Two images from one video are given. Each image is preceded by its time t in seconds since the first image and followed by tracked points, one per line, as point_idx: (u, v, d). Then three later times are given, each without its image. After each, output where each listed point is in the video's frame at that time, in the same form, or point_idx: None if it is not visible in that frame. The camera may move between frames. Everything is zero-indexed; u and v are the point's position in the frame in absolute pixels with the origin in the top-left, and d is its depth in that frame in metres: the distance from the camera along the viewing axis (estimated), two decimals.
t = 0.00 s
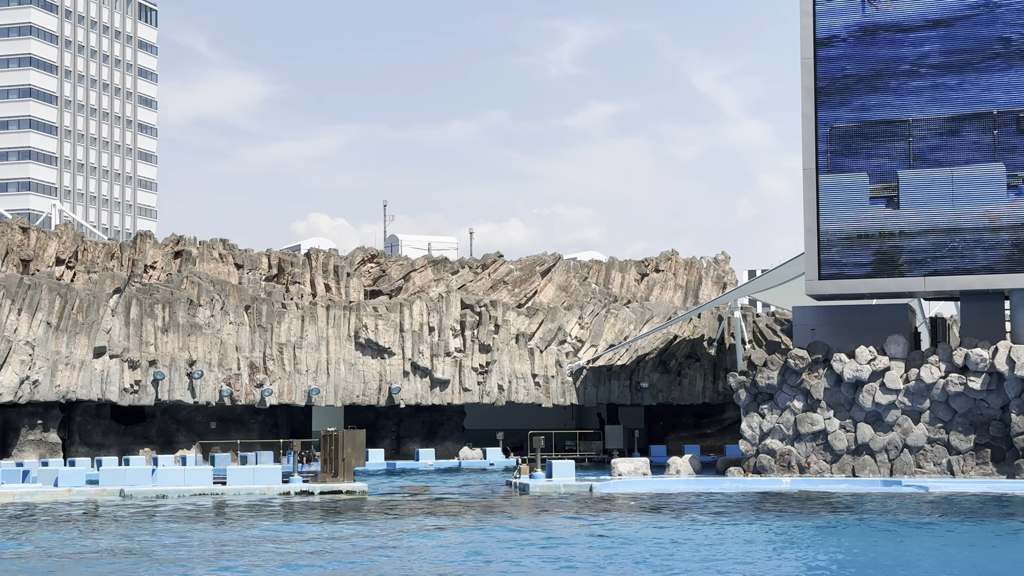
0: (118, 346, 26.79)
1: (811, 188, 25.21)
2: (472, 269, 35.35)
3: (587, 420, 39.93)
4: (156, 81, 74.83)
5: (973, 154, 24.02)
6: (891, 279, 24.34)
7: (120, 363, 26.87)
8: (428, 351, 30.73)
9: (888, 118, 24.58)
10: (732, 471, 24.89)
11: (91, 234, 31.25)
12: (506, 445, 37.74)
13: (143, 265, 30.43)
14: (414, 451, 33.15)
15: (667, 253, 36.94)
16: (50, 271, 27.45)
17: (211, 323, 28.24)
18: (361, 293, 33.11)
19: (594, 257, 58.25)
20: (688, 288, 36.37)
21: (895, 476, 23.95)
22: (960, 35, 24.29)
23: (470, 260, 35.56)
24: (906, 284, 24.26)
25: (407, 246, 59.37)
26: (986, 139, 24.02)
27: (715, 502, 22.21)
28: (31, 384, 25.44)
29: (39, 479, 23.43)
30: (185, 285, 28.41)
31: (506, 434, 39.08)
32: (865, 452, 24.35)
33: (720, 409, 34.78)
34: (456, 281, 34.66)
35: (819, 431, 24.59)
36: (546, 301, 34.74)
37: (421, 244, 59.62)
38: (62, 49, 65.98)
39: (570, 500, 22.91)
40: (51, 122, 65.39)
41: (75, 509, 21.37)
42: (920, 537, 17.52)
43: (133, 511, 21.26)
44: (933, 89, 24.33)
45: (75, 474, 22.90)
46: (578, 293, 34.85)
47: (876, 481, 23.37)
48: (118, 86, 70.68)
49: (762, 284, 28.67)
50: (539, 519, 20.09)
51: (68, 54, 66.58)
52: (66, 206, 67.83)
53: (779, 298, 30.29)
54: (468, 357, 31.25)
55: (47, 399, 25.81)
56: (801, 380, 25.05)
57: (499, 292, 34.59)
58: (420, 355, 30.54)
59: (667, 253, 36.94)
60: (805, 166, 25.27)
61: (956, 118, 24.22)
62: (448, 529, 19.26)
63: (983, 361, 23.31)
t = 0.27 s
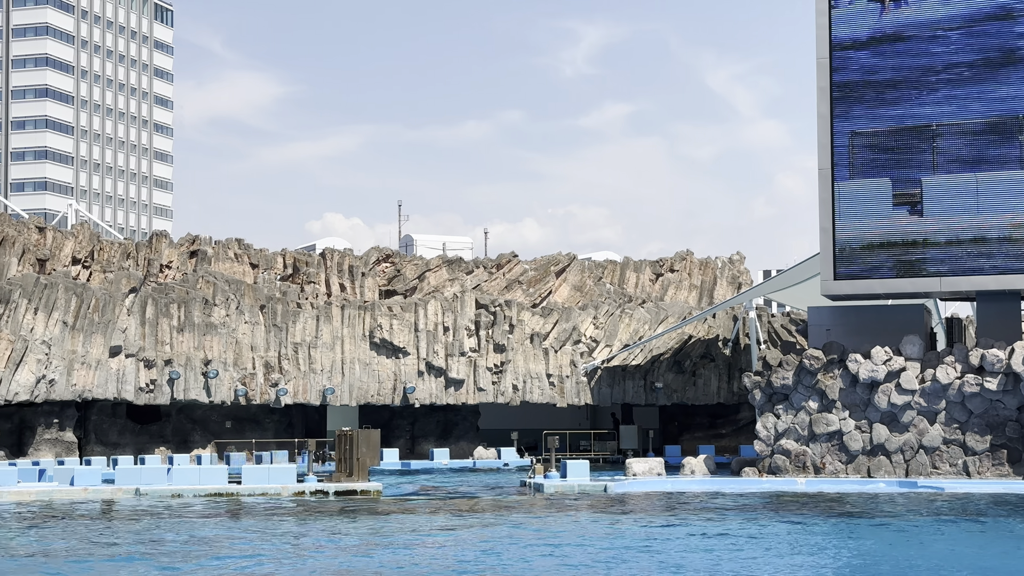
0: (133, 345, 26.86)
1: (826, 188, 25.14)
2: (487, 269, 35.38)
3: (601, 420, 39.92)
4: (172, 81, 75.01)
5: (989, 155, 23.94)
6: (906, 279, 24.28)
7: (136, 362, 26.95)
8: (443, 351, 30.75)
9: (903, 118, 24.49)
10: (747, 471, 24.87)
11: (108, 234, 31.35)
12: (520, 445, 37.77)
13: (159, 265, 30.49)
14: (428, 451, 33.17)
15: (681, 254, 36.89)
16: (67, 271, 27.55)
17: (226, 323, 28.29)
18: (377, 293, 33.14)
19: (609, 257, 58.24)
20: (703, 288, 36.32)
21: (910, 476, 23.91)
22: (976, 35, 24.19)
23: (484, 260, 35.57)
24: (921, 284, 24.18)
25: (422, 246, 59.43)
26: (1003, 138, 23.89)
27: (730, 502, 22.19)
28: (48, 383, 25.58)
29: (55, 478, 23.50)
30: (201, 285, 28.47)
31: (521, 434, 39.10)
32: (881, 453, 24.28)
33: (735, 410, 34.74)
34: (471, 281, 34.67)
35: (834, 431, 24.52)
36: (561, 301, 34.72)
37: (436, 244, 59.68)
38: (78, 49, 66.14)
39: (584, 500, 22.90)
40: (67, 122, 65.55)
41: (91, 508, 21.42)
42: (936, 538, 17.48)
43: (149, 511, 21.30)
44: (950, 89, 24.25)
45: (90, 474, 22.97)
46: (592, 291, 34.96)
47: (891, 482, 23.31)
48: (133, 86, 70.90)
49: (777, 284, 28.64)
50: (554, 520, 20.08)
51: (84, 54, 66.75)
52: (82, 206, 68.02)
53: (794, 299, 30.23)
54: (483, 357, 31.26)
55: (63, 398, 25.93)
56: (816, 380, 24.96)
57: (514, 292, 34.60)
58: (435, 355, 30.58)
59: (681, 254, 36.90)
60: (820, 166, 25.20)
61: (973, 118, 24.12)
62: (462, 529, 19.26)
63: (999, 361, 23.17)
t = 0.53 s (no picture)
0: (148, 344, 26.95)
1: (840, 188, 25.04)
2: (500, 269, 35.37)
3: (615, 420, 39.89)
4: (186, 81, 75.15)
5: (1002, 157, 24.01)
6: (920, 278, 24.14)
7: (150, 362, 27.07)
8: (456, 350, 30.77)
9: (918, 118, 24.38)
10: (760, 472, 24.83)
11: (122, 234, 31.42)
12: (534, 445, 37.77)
13: (173, 264, 30.55)
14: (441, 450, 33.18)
15: (695, 253, 36.83)
16: (81, 270, 27.62)
17: (240, 322, 28.34)
18: (390, 293, 33.15)
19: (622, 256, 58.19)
20: (717, 288, 36.26)
21: (925, 477, 23.82)
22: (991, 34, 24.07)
23: (498, 260, 35.56)
24: (936, 284, 24.07)
25: (436, 246, 59.49)
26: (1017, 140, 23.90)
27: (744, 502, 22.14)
28: (62, 382, 25.64)
29: (69, 478, 23.55)
30: (215, 284, 28.52)
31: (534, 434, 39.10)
32: (895, 453, 24.19)
33: (749, 410, 34.68)
34: (484, 281, 34.68)
35: (849, 432, 24.47)
36: (575, 301, 34.82)
37: (450, 243, 59.71)
38: (93, 49, 66.31)
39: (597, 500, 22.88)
40: (82, 122, 65.72)
41: (105, 507, 21.45)
42: (949, 540, 17.41)
43: (162, 510, 21.32)
44: (964, 90, 24.17)
45: (104, 473, 23.02)
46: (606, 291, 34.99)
47: (905, 483, 23.21)
48: (148, 86, 71.06)
49: (791, 284, 28.57)
50: (566, 520, 20.04)
51: (99, 54, 66.92)
52: (97, 206, 68.19)
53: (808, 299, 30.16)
54: (496, 357, 31.25)
55: (78, 398, 26.01)
56: (830, 381, 24.89)
57: (527, 292, 34.59)
58: (448, 355, 30.63)
59: (695, 253, 36.84)
60: (834, 166, 25.10)
61: (987, 118, 24.04)
62: (474, 529, 19.23)
63: (1014, 361, 23.10)
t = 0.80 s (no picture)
0: (161, 343, 27.04)
1: (854, 188, 24.99)
2: (513, 268, 35.41)
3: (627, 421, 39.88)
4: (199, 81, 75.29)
5: (1018, 156, 23.88)
6: (933, 279, 24.09)
7: (163, 362, 27.13)
8: (468, 350, 30.80)
9: (932, 118, 24.33)
10: (773, 472, 24.82)
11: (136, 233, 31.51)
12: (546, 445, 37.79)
13: (186, 264, 30.62)
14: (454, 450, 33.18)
15: (707, 254, 36.81)
16: (95, 270, 27.69)
17: (253, 322, 28.40)
18: (402, 293, 33.19)
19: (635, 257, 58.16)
20: (729, 288, 36.22)
21: (938, 478, 23.82)
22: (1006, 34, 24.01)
23: (511, 260, 35.60)
24: (950, 284, 24.02)
25: (448, 246, 59.57)
26: None
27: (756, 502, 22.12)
28: (76, 382, 25.69)
29: (83, 476, 23.65)
30: (228, 284, 28.59)
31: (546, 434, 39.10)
32: (908, 454, 24.15)
33: (761, 410, 34.64)
34: (497, 281, 34.70)
35: (862, 432, 24.43)
36: (587, 301, 34.77)
37: (462, 244, 59.75)
38: (107, 49, 66.48)
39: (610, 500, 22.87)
40: (96, 122, 65.87)
41: (119, 506, 21.52)
42: (963, 540, 17.36)
43: (175, 509, 21.36)
44: (979, 89, 24.12)
45: (118, 471, 23.11)
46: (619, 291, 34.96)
47: (919, 483, 23.18)
48: (162, 87, 71.23)
49: (804, 285, 28.53)
50: (579, 520, 20.04)
51: (113, 55, 67.09)
52: (111, 206, 68.36)
53: (820, 300, 30.14)
54: (509, 357, 31.28)
55: (92, 397, 26.04)
56: (844, 381, 24.82)
57: (540, 292, 34.60)
58: (460, 355, 30.63)
59: (708, 254, 36.82)
60: (848, 166, 25.05)
61: (1002, 118, 23.96)
62: (488, 529, 19.24)
63: None
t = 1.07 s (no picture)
0: (173, 343, 27.03)
1: (866, 188, 24.87)
2: (525, 269, 35.43)
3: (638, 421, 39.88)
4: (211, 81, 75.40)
5: None
6: (946, 279, 23.96)
7: (175, 361, 27.16)
8: (480, 350, 30.80)
9: (945, 118, 24.20)
10: (786, 473, 24.79)
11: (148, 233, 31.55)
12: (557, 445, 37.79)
13: (198, 264, 30.65)
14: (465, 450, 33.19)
15: (719, 255, 36.76)
16: (108, 270, 27.77)
17: (265, 322, 28.43)
18: (414, 293, 33.18)
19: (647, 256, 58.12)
20: (741, 289, 36.16)
21: (950, 479, 23.75)
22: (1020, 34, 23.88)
23: (522, 260, 35.60)
24: (963, 285, 23.92)
25: (459, 246, 59.62)
26: None
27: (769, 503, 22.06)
28: (89, 381, 25.74)
29: (95, 475, 23.70)
30: (240, 284, 28.63)
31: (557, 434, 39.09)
32: (921, 455, 24.10)
33: (773, 411, 34.58)
34: (508, 281, 34.69)
35: (874, 433, 24.38)
36: (598, 301, 34.72)
37: (473, 243, 59.79)
38: (119, 49, 66.59)
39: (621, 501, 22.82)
40: (108, 122, 65.98)
41: (131, 505, 21.53)
42: (978, 542, 17.28)
43: (187, 508, 21.37)
44: (992, 90, 24.00)
45: (131, 471, 23.16)
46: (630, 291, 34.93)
47: (931, 484, 23.13)
48: (174, 86, 71.33)
49: (816, 285, 28.47)
50: (590, 520, 19.98)
51: (126, 55, 67.21)
52: (123, 206, 68.49)
53: (832, 300, 30.10)
54: (520, 357, 31.28)
55: (104, 396, 26.07)
56: (855, 382, 24.80)
57: (551, 292, 34.59)
58: (472, 355, 30.65)
59: (719, 255, 36.77)
60: (860, 167, 24.93)
61: (1015, 118, 23.85)
62: (498, 530, 19.17)
63: None
